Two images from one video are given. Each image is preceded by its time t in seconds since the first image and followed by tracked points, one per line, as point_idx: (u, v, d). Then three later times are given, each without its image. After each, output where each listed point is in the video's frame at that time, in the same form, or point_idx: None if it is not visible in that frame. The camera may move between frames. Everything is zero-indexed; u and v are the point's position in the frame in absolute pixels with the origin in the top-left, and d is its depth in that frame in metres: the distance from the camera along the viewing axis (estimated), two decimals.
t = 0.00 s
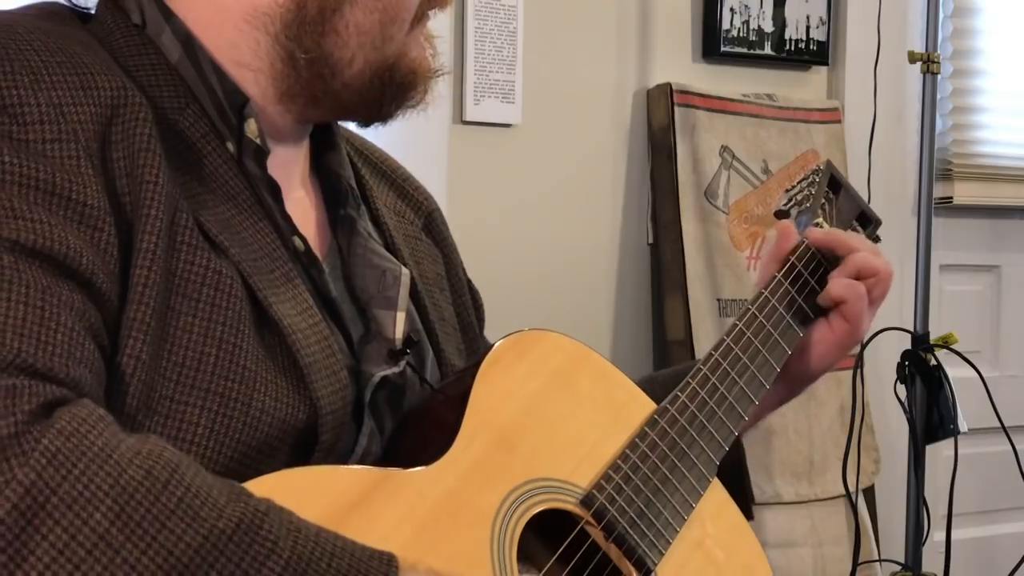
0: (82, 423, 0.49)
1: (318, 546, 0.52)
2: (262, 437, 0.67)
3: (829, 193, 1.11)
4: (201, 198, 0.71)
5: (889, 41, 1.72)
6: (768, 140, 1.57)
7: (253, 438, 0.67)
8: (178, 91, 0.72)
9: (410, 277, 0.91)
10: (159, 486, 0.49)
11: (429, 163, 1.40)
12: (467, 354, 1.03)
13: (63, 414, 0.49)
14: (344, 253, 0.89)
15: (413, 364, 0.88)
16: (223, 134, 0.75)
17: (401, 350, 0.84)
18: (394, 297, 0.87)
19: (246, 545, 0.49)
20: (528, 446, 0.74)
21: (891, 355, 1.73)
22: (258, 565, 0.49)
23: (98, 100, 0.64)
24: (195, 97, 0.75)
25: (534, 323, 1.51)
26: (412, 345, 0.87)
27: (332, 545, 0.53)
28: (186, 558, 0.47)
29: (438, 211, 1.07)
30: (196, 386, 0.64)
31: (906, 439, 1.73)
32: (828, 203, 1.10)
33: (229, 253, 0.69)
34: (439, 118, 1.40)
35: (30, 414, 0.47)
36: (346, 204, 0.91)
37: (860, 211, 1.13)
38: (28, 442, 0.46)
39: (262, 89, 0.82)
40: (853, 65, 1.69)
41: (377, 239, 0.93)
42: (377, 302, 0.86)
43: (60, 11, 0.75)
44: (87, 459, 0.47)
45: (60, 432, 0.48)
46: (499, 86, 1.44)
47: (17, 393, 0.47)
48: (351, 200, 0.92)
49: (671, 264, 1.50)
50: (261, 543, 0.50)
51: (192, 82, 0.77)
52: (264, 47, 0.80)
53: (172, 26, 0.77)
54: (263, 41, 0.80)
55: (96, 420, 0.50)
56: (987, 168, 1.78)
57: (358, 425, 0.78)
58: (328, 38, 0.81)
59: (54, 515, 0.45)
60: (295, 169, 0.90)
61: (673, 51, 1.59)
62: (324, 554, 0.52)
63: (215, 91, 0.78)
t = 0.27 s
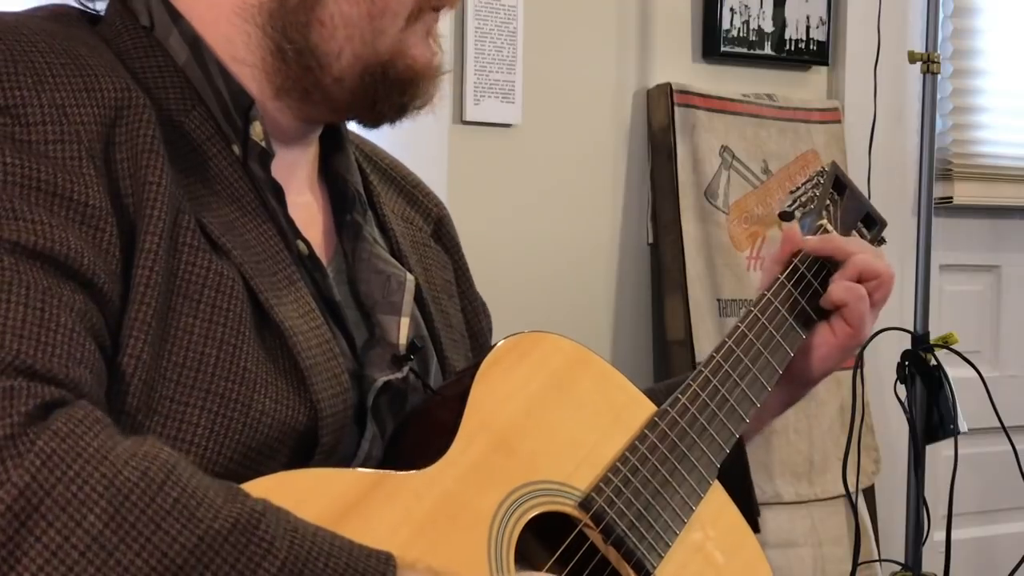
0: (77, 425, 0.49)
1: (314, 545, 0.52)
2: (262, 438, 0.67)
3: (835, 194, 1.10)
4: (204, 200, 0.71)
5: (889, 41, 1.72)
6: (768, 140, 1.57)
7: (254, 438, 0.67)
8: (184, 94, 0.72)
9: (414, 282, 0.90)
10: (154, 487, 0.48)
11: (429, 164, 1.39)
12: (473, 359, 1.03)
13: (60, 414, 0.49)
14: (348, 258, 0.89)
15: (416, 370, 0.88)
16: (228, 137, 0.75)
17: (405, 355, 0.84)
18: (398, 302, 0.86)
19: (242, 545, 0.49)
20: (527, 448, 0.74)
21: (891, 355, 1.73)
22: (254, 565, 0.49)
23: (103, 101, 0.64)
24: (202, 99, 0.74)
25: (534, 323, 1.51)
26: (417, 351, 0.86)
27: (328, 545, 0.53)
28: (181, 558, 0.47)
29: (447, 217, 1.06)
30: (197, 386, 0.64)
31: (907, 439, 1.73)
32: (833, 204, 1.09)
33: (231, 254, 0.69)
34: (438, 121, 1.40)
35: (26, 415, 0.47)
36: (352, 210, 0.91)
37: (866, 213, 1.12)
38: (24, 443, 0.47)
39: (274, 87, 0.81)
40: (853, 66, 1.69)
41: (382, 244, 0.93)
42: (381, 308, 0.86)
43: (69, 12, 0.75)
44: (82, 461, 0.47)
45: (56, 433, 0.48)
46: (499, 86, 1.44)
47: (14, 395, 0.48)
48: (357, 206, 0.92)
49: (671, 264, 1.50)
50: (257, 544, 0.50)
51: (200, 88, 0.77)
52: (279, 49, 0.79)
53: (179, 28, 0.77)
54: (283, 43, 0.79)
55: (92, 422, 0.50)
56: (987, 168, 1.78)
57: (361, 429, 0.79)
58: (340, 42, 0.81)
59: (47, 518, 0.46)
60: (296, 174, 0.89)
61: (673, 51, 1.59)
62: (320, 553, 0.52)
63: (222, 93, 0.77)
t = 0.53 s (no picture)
0: (80, 423, 0.49)
1: (316, 545, 0.52)
2: (262, 437, 0.67)
3: (836, 193, 1.10)
4: (201, 199, 0.71)
5: (890, 41, 1.72)
6: (768, 140, 1.57)
7: (253, 438, 0.67)
8: (180, 95, 0.72)
9: (414, 284, 0.90)
10: (157, 486, 0.48)
11: (429, 163, 1.39)
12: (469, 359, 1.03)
13: (64, 413, 0.49)
14: (348, 259, 0.89)
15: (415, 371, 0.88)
16: (226, 136, 0.75)
17: (404, 356, 0.84)
18: (397, 304, 0.86)
19: (244, 544, 0.49)
20: (527, 448, 0.74)
21: (891, 355, 1.73)
22: (256, 564, 0.49)
23: (99, 101, 0.64)
24: (199, 99, 0.75)
25: (534, 322, 1.51)
26: (416, 351, 0.87)
27: (329, 544, 0.53)
28: (184, 557, 0.47)
29: (445, 218, 1.06)
30: (196, 386, 0.64)
31: (907, 439, 1.73)
32: (834, 203, 1.09)
33: (229, 253, 0.69)
34: (441, 118, 1.39)
35: (30, 414, 0.47)
36: (351, 212, 0.91)
37: (867, 212, 1.12)
38: (28, 440, 0.46)
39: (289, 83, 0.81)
40: (853, 65, 1.69)
41: (382, 247, 0.93)
42: (381, 309, 0.86)
43: (64, 12, 0.76)
44: (85, 460, 0.47)
45: (59, 431, 0.48)
46: (499, 86, 1.44)
47: (17, 394, 0.48)
48: (357, 207, 0.92)
49: (671, 264, 1.50)
50: (259, 543, 0.50)
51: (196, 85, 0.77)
52: (286, 52, 0.80)
53: (176, 28, 0.77)
54: (284, 46, 0.80)
55: (95, 421, 0.50)
56: (987, 168, 1.78)
57: (359, 428, 0.78)
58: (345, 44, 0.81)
59: (50, 517, 0.46)
60: (292, 166, 0.89)
61: (673, 51, 1.59)
62: (322, 552, 0.52)
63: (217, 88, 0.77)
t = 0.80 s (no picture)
0: (77, 430, 0.49)
1: (313, 554, 0.52)
2: (256, 437, 0.68)
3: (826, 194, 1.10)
4: (194, 199, 0.71)
5: (890, 40, 1.72)
6: (768, 140, 1.57)
7: (248, 437, 0.67)
8: (172, 94, 0.73)
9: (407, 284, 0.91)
10: (153, 493, 0.49)
11: (429, 163, 1.39)
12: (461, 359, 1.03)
13: (62, 420, 0.49)
14: (342, 260, 0.89)
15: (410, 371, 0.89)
16: (218, 135, 0.75)
17: (397, 357, 0.84)
18: (391, 304, 0.87)
19: (241, 553, 0.49)
20: (522, 448, 0.74)
21: (891, 355, 1.73)
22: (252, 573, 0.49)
23: (91, 103, 0.64)
24: (190, 98, 0.75)
25: (534, 322, 1.51)
26: (409, 351, 0.87)
27: (327, 554, 0.53)
28: (178, 565, 0.48)
29: (437, 219, 1.07)
30: (190, 385, 0.64)
31: (907, 439, 1.73)
32: (824, 205, 1.10)
33: (222, 254, 0.69)
34: (441, 117, 1.40)
35: (27, 420, 0.48)
36: (345, 212, 0.91)
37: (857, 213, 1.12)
38: (25, 446, 0.47)
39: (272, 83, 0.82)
40: (854, 65, 1.69)
41: (376, 248, 0.93)
42: (375, 309, 0.86)
43: (57, 14, 0.76)
44: (81, 467, 0.48)
45: (56, 439, 0.48)
46: (498, 86, 1.44)
47: (14, 402, 0.48)
48: (349, 207, 0.92)
49: (671, 264, 1.50)
50: (256, 551, 0.50)
51: (186, 83, 0.77)
52: (277, 50, 0.81)
53: (167, 27, 0.78)
54: (262, 43, 0.80)
55: (92, 427, 0.50)
56: (988, 168, 1.78)
57: (352, 428, 0.78)
58: (334, 40, 0.82)
59: (46, 524, 0.46)
60: (285, 163, 0.91)
61: (674, 51, 1.59)
62: (319, 562, 0.52)
63: (210, 89, 0.77)
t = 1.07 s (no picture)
0: (81, 433, 0.49)
1: (313, 563, 0.52)
2: (253, 435, 0.68)
3: (834, 191, 1.11)
4: (188, 198, 0.71)
5: (890, 40, 1.72)
6: (767, 140, 1.57)
7: (245, 435, 0.67)
8: (164, 92, 0.73)
9: (403, 282, 0.91)
10: (156, 497, 0.49)
11: (429, 163, 1.39)
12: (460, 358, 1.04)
13: (65, 423, 0.49)
14: (338, 258, 0.89)
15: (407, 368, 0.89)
16: (212, 133, 0.75)
17: (393, 355, 0.84)
18: (386, 302, 0.87)
19: (241, 560, 0.49)
20: (523, 447, 0.74)
21: (891, 355, 1.73)
22: None
23: (85, 101, 0.64)
24: (184, 95, 0.75)
25: (533, 321, 1.51)
26: (406, 350, 0.87)
27: (326, 563, 0.53)
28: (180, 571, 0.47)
29: (434, 216, 1.07)
30: (187, 383, 0.64)
31: (907, 439, 1.73)
32: (833, 200, 1.10)
33: (218, 252, 0.69)
34: (441, 116, 1.39)
35: (31, 422, 0.48)
36: (341, 209, 0.91)
37: (866, 210, 1.12)
38: (27, 449, 0.47)
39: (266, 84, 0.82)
40: (854, 65, 1.69)
41: (372, 245, 0.93)
42: (370, 307, 0.86)
43: (52, 13, 0.76)
44: (84, 470, 0.48)
45: (59, 441, 0.48)
46: (498, 86, 1.44)
47: (16, 401, 0.48)
48: (346, 206, 0.92)
49: (671, 263, 1.50)
50: (256, 558, 0.50)
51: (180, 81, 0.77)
52: (271, 52, 0.80)
53: (160, 26, 0.78)
54: (256, 44, 0.80)
55: (96, 430, 0.50)
56: (988, 168, 1.78)
57: (349, 425, 0.77)
58: (327, 42, 0.81)
59: (48, 526, 0.46)
60: (280, 162, 0.91)
61: (674, 51, 1.59)
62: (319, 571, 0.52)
63: (204, 89, 0.77)
